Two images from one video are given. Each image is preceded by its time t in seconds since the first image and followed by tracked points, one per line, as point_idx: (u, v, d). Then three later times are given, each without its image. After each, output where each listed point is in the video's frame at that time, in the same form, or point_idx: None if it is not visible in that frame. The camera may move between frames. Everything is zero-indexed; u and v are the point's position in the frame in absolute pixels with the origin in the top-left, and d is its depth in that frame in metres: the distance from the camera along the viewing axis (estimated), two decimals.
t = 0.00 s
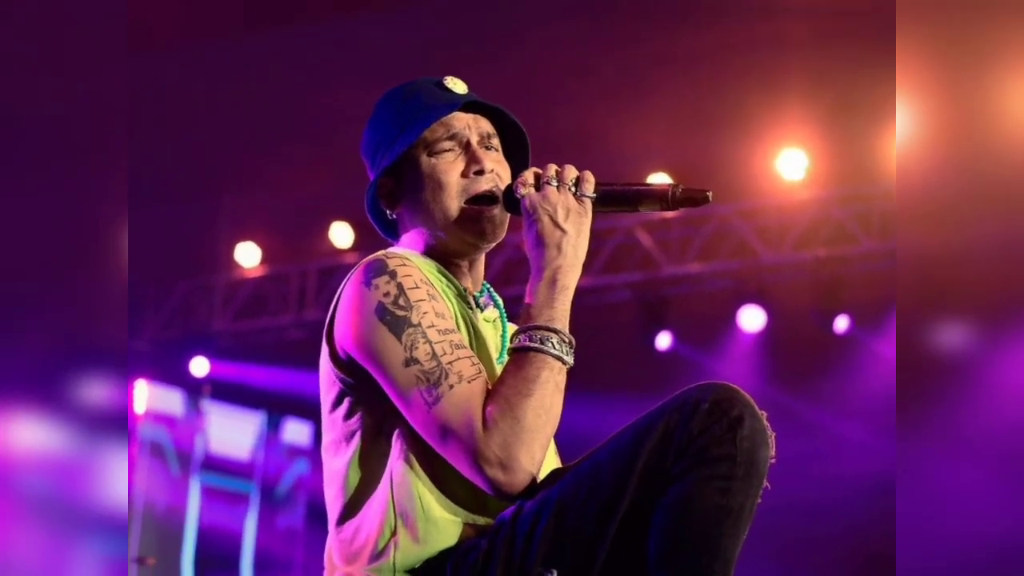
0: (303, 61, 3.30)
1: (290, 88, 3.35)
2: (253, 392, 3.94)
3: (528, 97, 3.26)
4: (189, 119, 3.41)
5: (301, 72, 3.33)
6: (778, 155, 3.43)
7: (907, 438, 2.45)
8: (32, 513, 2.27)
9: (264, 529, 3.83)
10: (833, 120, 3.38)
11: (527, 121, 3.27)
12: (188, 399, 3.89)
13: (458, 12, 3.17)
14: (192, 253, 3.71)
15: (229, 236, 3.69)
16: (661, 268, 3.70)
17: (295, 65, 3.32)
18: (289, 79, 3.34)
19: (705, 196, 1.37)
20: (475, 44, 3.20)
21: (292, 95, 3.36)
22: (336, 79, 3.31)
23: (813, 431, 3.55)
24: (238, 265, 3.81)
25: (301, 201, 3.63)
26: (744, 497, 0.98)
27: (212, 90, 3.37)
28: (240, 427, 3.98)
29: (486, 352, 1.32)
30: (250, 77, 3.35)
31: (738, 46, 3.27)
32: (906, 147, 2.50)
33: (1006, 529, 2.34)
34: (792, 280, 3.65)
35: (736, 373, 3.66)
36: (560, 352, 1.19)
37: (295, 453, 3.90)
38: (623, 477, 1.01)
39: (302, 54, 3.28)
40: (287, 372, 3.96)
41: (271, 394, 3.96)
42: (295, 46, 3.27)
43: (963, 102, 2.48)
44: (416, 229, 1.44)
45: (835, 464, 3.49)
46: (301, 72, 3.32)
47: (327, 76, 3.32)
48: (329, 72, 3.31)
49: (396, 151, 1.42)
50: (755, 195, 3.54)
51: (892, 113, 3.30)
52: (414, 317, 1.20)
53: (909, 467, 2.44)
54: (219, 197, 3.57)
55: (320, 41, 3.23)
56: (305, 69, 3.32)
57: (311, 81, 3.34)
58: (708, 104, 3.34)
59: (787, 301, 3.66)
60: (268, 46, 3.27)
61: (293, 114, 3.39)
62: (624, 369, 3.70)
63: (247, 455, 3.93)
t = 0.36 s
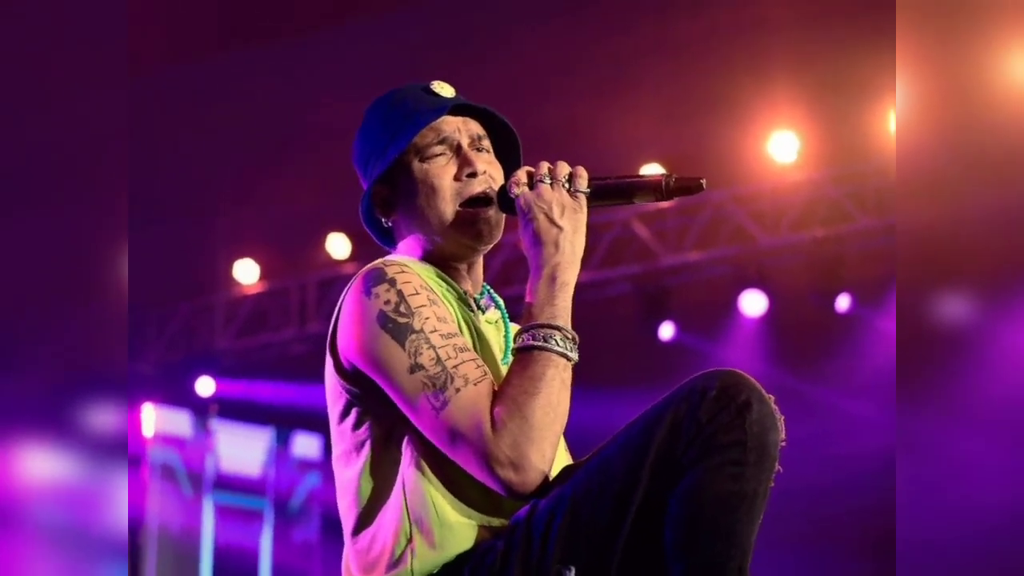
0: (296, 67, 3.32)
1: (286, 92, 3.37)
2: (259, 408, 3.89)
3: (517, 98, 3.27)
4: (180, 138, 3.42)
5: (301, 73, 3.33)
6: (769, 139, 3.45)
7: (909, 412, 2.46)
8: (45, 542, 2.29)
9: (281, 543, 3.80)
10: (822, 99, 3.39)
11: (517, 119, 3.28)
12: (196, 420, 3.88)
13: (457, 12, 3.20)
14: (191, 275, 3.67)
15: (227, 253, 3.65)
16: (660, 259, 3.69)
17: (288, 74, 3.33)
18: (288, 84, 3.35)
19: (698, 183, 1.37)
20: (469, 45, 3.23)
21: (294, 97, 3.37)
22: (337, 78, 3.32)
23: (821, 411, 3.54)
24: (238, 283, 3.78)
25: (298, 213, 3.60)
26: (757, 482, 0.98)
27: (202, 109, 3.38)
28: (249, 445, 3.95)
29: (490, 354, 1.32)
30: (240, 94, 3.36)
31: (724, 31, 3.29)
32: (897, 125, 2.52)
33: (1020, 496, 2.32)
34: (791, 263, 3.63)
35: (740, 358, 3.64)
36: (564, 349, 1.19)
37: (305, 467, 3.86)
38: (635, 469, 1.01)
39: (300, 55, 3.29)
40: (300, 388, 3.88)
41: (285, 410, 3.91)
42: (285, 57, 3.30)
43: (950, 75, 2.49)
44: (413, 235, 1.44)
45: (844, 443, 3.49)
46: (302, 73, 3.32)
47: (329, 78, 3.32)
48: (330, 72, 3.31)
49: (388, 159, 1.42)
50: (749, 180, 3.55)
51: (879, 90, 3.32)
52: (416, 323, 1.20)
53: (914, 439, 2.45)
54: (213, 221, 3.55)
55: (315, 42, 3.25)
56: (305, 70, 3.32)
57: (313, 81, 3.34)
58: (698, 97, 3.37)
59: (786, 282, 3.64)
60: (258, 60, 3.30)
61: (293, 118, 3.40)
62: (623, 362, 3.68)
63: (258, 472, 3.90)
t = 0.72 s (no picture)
0: (295, 68, 3.31)
1: (285, 90, 3.36)
2: (257, 403, 3.92)
3: (521, 99, 3.30)
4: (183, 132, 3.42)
5: (301, 73, 3.31)
6: (772, 144, 3.45)
7: (909, 420, 2.45)
8: (42, 534, 2.27)
9: (276, 539, 3.77)
10: (825, 104, 3.38)
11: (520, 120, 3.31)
12: (193, 413, 3.89)
13: (457, 12, 3.18)
14: (193, 266, 3.71)
15: (229, 245, 3.69)
16: (660, 261, 3.68)
17: (289, 73, 3.32)
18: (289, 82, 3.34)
19: (701, 187, 1.36)
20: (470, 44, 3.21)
21: (296, 93, 3.36)
22: (337, 79, 3.31)
23: (820, 418, 3.55)
24: (238, 277, 3.81)
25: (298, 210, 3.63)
26: (753, 487, 0.98)
27: (206, 103, 3.39)
28: (247, 438, 3.94)
29: (489, 353, 1.32)
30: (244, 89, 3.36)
31: (727, 35, 3.26)
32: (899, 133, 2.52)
33: (1010, 505, 2.34)
34: (789, 269, 3.62)
35: (738, 362, 3.68)
36: (563, 350, 1.19)
37: (302, 463, 3.85)
38: (632, 472, 1.01)
39: (301, 55, 3.27)
40: (291, 382, 3.92)
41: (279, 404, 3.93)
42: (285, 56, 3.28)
43: (953, 84, 2.49)
44: (414, 233, 1.44)
45: (841, 449, 3.49)
46: (302, 73, 3.31)
47: (331, 78, 3.31)
48: (329, 72, 3.30)
49: (390, 156, 1.42)
50: (751, 185, 3.54)
51: (884, 98, 3.28)
52: (416, 321, 1.20)
53: (911, 447, 2.44)
54: (217, 211, 3.59)
55: (317, 44, 3.23)
56: (305, 70, 3.31)
57: (314, 81, 3.33)
58: (696, 97, 3.36)
59: (787, 289, 3.64)
60: (258, 57, 3.29)
61: (292, 113, 3.39)
62: (622, 363, 3.72)
63: (255, 467, 3.89)
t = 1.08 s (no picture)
0: (297, 66, 3.32)
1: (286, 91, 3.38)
2: (253, 395, 3.89)
3: (527, 100, 3.30)
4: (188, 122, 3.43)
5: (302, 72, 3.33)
6: (777, 151, 3.46)
7: (906, 434, 2.45)
8: (35, 520, 2.27)
9: (269, 531, 3.78)
10: (832, 113, 3.38)
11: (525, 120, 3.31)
12: (189, 403, 3.87)
13: (457, 12, 3.18)
14: (194, 259, 3.71)
15: (229, 239, 3.70)
16: (662, 266, 3.68)
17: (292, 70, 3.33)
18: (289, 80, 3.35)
19: (704, 193, 1.36)
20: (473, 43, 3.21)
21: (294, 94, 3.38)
22: (338, 79, 3.32)
23: (816, 427, 3.53)
24: (238, 269, 3.81)
25: (300, 204, 3.65)
26: (748, 494, 0.98)
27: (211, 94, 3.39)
28: (243, 431, 3.93)
29: (487, 353, 1.32)
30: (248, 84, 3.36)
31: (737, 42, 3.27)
32: (905, 144, 2.51)
33: (1008, 522, 2.33)
34: (790, 278, 3.63)
35: (737, 369, 3.65)
36: (561, 352, 1.19)
37: (297, 456, 3.84)
38: (626, 475, 1.01)
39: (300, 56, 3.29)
40: (289, 375, 3.91)
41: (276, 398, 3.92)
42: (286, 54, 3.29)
43: (959, 96, 2.48)
44: (415, 230, 1.44)
45: (837, 459, 3.49)
46: (303, 72, 3.32)
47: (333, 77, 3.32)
48: (329, 73, 3.31)
49: (394, 153, 1.42)
50: (755, 192, 3.55)
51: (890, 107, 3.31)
52: (415, 318, 1.20)
53: (908, 461, 2.44)
54: (218, 203, 3.60)
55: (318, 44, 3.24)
56: (307, 69, 3.32)
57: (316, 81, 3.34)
58: (705, 100, 3.36)
59: (787, 299, 3.65)
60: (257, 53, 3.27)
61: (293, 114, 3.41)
62: (625, 366, 3.68)
63: (250, 459, 3.88)
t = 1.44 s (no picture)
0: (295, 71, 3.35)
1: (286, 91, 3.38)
2: (262, 414, 3.89)
3: (514, 98, 3.30)
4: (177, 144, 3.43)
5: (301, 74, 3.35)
6: (767, 132, 3.43)
7: (906, 403, 2.46)
8: (49, 552, 2.29)
9: (286, 547, 3.77)
10: (819, 92, 3.39)
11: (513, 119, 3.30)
12: (199, 427, 3.86)
13: (457, 12, 3.22)
14: (193, 280, 3.69)
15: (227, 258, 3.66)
16: (660, 256, 3.69)
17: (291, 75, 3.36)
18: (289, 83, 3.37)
19: (696, 178, 1.36)
20: (467, 45, 3.24)
21: (296, 93, 3.38)
22: (338, 78, 3.33)
23: (824, 405, 3.51)
24: (238, 289, 3.79)
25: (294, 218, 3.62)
26: (761, 477, 0.98)
27: (199, 115, 3.39)
28: (253, 450, 3.90)
29: (491, 354, 1.32)
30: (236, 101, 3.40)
31: (717, 27, 3.30)
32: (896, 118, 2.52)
33: None
34: (789, 257, 3.61)
35: (740, 351, 3.60)
36: (566, 348, 1.19)
37: (310, 471, 3.81)
38: (639, 466, 1.01)
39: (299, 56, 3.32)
40: (298, 392, 3.90)
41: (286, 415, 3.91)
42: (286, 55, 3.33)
43: (943, 65, 2.49)
44: (411, 237, 1.44)
45: (847, 435, 3.48)
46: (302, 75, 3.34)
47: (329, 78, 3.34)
48: (330, 71, 3.32)
49: (385, 162, 1.42)
50: (747, 174, 3.54)
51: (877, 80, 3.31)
52: (417, 325, 1.20)
53: (914, 431, 2.44)
54: (214, 223, 3.57)
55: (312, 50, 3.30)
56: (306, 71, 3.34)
57: (315, 81, 3.35)
58: (691, 91, 3.37)
59: (786, 277, 3.61)
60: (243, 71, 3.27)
61: (293, 113, 3.40)
62: (624, 358, 3.69)
63: (263, 477, 3.86)
